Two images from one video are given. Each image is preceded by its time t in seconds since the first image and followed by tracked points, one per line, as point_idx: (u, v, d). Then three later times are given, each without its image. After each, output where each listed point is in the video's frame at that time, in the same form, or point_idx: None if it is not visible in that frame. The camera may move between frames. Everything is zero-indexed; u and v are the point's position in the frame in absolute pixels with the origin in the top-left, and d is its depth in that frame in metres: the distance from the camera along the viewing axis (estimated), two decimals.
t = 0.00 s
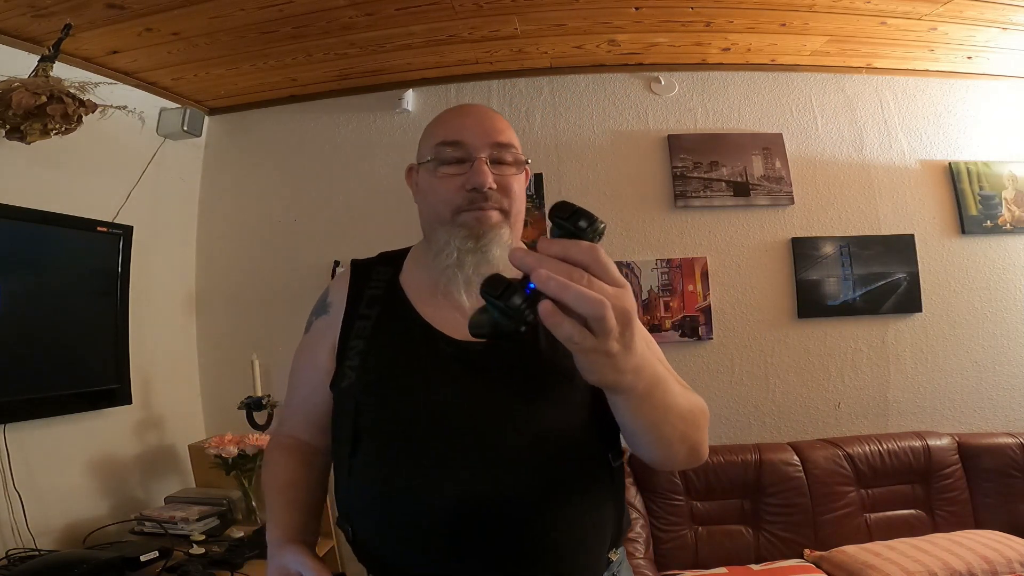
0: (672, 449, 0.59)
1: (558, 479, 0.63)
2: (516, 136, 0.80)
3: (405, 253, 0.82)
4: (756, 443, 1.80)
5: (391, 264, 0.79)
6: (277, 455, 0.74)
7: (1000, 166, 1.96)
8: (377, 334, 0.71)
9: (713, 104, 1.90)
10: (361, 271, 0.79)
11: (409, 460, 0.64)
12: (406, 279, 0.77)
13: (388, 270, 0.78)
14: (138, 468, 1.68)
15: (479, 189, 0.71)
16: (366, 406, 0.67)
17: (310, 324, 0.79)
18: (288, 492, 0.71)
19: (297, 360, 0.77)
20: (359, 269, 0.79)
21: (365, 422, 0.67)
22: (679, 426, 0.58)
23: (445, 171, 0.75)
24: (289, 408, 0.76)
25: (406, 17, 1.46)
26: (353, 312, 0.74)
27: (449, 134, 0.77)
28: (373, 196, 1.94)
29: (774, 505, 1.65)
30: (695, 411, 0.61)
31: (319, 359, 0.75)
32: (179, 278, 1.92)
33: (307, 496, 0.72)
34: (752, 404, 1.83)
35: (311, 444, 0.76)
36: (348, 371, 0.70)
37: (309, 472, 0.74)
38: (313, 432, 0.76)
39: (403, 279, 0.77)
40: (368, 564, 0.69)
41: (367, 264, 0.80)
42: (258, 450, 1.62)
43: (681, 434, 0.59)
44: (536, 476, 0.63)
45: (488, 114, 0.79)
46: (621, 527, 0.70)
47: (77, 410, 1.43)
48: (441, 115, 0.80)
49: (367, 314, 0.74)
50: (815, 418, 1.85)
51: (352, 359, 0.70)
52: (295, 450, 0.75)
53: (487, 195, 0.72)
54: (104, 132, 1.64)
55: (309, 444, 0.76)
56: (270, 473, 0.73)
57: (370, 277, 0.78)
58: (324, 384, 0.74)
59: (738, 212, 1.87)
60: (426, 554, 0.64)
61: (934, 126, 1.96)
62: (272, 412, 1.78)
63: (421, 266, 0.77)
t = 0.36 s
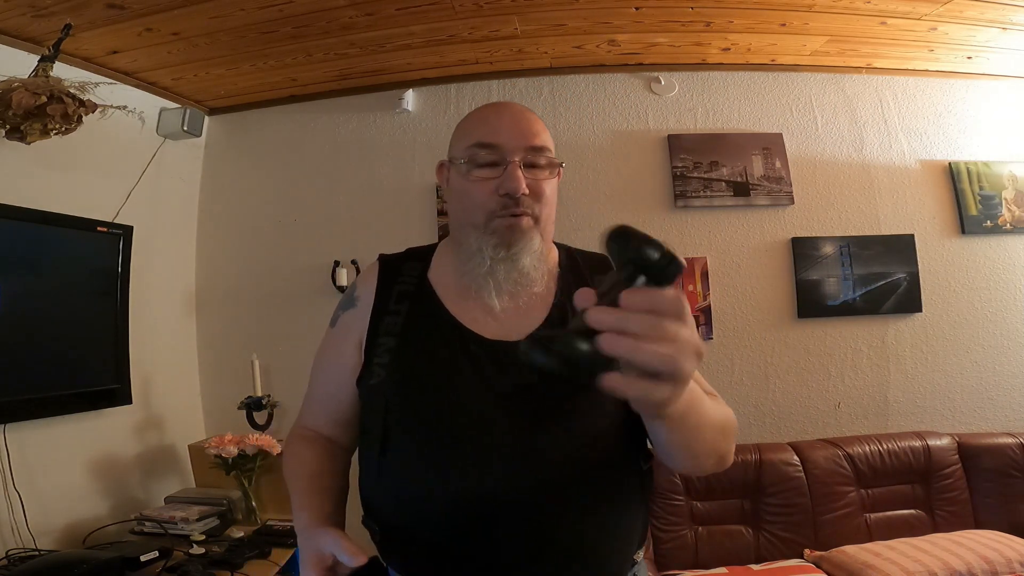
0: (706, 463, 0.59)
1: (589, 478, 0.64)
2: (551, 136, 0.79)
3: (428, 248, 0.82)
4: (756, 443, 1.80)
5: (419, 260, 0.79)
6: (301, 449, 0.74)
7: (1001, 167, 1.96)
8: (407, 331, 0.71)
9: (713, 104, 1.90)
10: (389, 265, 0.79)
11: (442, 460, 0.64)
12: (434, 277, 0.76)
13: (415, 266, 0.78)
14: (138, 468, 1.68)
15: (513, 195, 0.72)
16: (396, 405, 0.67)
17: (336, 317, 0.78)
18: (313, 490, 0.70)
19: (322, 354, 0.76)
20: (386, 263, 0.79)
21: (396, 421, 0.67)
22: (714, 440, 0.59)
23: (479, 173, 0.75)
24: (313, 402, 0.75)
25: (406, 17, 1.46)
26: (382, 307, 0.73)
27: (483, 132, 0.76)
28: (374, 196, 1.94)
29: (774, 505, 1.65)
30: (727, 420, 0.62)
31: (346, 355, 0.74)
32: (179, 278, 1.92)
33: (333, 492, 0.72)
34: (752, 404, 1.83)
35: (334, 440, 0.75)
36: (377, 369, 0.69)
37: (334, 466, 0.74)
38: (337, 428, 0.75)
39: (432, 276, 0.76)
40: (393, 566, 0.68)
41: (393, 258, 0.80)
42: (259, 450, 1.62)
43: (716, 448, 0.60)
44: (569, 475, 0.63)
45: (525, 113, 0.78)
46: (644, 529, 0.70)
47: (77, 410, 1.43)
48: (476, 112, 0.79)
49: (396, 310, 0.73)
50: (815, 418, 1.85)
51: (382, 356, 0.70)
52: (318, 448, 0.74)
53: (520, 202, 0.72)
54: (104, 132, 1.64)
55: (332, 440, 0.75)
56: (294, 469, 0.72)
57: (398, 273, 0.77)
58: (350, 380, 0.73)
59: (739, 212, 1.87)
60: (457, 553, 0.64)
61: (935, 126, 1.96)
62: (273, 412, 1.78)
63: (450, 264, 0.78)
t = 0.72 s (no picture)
0: (722, 446, 0.58)
1: (596, 481, 0.64)
2: (557, 127, 0.79)
3: (429, 246, 0.82)
4: (756, 443, 1.80)
5: (420, 260, 0.78)
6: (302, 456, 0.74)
7: (1000, 167, 1.96)
8: (410, 334, 0.71)
9: (713, 105, 1.90)
10: (389, 265, 0.78)
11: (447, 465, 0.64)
12: (436, 276, 0.76)
13: (415, 266, 0.77)
14: (138, 468, 1.68)
15: (514, 184, 0.71)
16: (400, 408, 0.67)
17: (335, 320, 0.77)
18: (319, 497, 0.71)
19: (321, 358, 0.76)
20: (386, 264, 0.78)
21: (400, 427, 0.67)
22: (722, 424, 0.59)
23: (480, 163, 0.75)
24: (314, 407, 0.75)
25: (406, 17, 1.46)
26: (382, 310, 0.73)
27: (487, 123, 0.76)
28: (374, 196, 1.94)
29: (774, 505, 1.65)
30: (736, 408, 0.63)
31: (346, 359, 0.74)
32: (179, 278, 1.92)
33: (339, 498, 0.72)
34: (752, 404, 1.83)
35: (336, 445, 0.76)
36: (379, 374, 0.69)
37: (337, 471, 0.74)
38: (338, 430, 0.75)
39: (433, 275, 0.76)
40: (401, 573, 0.68)
41: (393, 257, 0.79)
42: (259, 450, 1.62)
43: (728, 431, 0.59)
44: (575, 478, 0.63)
45: (530, 104, 0.78)
46: (652, 532, 0.70)
47: (77, 410, 1.43)
48: (481, 104, 0.79)
49: (398, 314, 0.73)
50: (815, 418, 1.85)
51: (383, 361, 0.70)
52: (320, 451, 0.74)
53: (521, 191, 0.72)
54: (104, 132, 1.64)
55: (334, 444, 0.75)
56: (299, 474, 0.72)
57: (399, 273, 0.77)
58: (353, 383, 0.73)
59: (739, 212, 1.87)
60: (466, 558, 0.64)
61: (935, 126, 1.96)
62: (272, 412, 1.78)
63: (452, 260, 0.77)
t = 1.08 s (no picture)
0: (716, 460, 0.57)
1: (588, 485, 0.63)
2: (552, 124, 0.78)
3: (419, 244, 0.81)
4: (756, 442, 1.80)
5: (407, 259, 0.78)
6: (284, 460, 0.74)
7: (1000, 166, 1.96)
8: (396, 338, 0.70)
9: (713, 105, 1.90)
10: (374, 264, 0.78)
11: (435, 469, 0.64)
12: (424, 275, 0.75)
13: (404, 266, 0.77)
14: (139, 468, 1.68)
15: (507, 185, 0.71)
16: (387, 414, 0.67)
17: (317, 322, 0.77)
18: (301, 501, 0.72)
19: (302, 361, 0.75)
20: (371, 263, 0.78)
21: (388, 432, 0.66)
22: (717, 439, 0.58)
23: (471, 161, 0.74)
24: (295, 412, 0.75)
25: (406, 17, 1.46)
26: (367, 313, 0.73)
27: (479, 121, 0.76)
28: (373, 196, 1.94)
29: (774, 505, 1.65)
30: (733, 422, 0.62)
31: (329, 362, 0.74)
32: (179, 278, 1.92)
33: (321, 501, 0.73)
34: (752, 404, 1.83)
35: (318, 447, 0.76)
36: (363, 380, 0.69)
37: (318, 477, 0.74)
38: (319, 434, 0.75)
39: (421, 274, 0.75)
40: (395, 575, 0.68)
41: (378, 256, 0.79)
42: (259, 450, 1.62)
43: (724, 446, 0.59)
44: (566, 481, 0.63)
45: (523, 101, 0.78)
46: (649, 537, 0.69)
47: (77, 410, 1.43)
48: (472, 100, 0.78)
49: (384, 317, 0.72)
50: (815, 418, 1.85)
51: (367, 366, 0.69)
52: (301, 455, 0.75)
53: (514, 191, 0.72)
54: (104, 132, 1.64)
55: (316, 447, 0.76)
56: (281, 478, 0.72)
57: (386, 273, 0.76)
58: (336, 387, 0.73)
59: (739, 212, 1.87)
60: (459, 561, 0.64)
61: (934, 125, 1.96)
62: (272, 412, 1.78)
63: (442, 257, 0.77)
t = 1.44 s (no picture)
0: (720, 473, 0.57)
1: (588, 488, 0.63)
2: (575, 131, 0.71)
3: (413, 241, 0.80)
4: (756, 442, 1.80)
5: (398, 258, 0.77)
6: (268, 472, 0.73)
7: (1001, 166, 1.96)
8: (390, 339, 0.70)
9: (713, 105, 1.90)
10: (363, 264, 0.77)
11: (432, 471, 0.63)
12: (417, 274, 0.74)
13: (395, 266, 0.76)
14: (139, 468, 1.68)
15: (539, 206, 0.63)
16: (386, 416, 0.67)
17: (301, 326, 0.76)
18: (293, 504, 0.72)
19: (285, 368, 0.74)
20: (361, 262, 0.77)
21: (385, 442, 0.66)
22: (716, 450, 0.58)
23: (498, 174, 0.66)
24: (279, 421, 0.74)
25: (406, 17, 1.46)
26: (356, 318, 0.71)
27: (501, 126, 0.69)
28: (373, 195, 1.94)
29: (774, 505, 1.65)
30: (740, 432, 0.61)
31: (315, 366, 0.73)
32: (179, 278, 1.92)
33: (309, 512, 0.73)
34: (752, 404, 1.83)
35: (305, 456, 0.75)
36: (355, 389, 0.68)
37: (305, 487, 0.74)
38: (306, 437, 0.74)
39: (414, 274, 0.74)
40: None
41: (366, 256, 0.77)
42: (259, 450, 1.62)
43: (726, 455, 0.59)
44: (567, 484, 0.62)
45: (549, 103, 0.70)
46: (653, 543, 0.70)
47: (77, 410, 1.43)
48: (493, 98, 0.70)
49: (375, 320, 0.71)
50: (815, 418, 1.85)
51: (358, 375, 0.68)
52: (289, 460, 0.74)
53: (544, 212, 0.64)
54: (104, 132, 1.64)
55: (302, 458, 0.75)
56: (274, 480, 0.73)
57: (375, 274, 0.75)
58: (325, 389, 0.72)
59: (739, 211, 1.87)
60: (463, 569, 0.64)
61: (934, 125, 1.96)
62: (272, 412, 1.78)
63: (444, 261, 0.75)
